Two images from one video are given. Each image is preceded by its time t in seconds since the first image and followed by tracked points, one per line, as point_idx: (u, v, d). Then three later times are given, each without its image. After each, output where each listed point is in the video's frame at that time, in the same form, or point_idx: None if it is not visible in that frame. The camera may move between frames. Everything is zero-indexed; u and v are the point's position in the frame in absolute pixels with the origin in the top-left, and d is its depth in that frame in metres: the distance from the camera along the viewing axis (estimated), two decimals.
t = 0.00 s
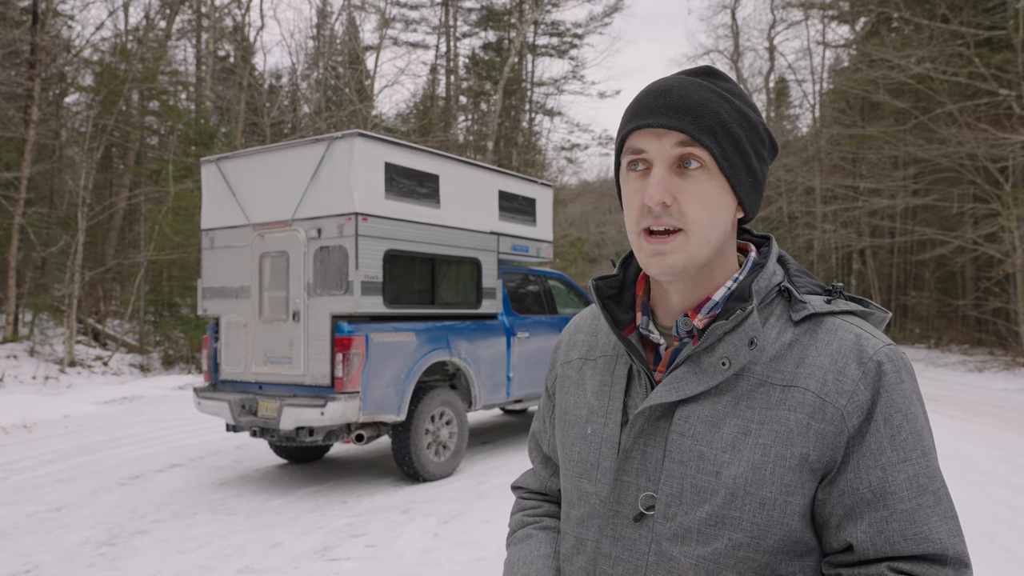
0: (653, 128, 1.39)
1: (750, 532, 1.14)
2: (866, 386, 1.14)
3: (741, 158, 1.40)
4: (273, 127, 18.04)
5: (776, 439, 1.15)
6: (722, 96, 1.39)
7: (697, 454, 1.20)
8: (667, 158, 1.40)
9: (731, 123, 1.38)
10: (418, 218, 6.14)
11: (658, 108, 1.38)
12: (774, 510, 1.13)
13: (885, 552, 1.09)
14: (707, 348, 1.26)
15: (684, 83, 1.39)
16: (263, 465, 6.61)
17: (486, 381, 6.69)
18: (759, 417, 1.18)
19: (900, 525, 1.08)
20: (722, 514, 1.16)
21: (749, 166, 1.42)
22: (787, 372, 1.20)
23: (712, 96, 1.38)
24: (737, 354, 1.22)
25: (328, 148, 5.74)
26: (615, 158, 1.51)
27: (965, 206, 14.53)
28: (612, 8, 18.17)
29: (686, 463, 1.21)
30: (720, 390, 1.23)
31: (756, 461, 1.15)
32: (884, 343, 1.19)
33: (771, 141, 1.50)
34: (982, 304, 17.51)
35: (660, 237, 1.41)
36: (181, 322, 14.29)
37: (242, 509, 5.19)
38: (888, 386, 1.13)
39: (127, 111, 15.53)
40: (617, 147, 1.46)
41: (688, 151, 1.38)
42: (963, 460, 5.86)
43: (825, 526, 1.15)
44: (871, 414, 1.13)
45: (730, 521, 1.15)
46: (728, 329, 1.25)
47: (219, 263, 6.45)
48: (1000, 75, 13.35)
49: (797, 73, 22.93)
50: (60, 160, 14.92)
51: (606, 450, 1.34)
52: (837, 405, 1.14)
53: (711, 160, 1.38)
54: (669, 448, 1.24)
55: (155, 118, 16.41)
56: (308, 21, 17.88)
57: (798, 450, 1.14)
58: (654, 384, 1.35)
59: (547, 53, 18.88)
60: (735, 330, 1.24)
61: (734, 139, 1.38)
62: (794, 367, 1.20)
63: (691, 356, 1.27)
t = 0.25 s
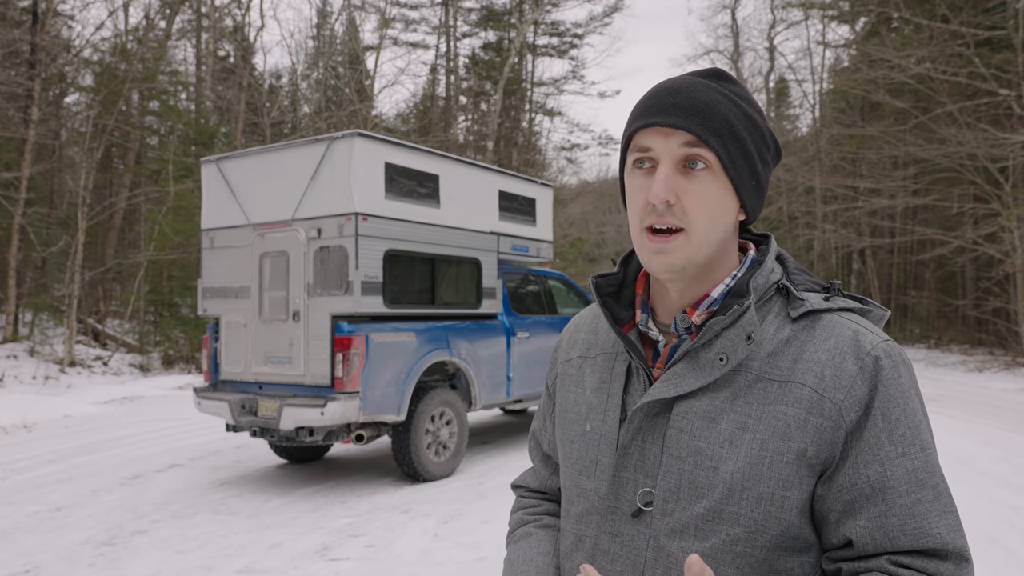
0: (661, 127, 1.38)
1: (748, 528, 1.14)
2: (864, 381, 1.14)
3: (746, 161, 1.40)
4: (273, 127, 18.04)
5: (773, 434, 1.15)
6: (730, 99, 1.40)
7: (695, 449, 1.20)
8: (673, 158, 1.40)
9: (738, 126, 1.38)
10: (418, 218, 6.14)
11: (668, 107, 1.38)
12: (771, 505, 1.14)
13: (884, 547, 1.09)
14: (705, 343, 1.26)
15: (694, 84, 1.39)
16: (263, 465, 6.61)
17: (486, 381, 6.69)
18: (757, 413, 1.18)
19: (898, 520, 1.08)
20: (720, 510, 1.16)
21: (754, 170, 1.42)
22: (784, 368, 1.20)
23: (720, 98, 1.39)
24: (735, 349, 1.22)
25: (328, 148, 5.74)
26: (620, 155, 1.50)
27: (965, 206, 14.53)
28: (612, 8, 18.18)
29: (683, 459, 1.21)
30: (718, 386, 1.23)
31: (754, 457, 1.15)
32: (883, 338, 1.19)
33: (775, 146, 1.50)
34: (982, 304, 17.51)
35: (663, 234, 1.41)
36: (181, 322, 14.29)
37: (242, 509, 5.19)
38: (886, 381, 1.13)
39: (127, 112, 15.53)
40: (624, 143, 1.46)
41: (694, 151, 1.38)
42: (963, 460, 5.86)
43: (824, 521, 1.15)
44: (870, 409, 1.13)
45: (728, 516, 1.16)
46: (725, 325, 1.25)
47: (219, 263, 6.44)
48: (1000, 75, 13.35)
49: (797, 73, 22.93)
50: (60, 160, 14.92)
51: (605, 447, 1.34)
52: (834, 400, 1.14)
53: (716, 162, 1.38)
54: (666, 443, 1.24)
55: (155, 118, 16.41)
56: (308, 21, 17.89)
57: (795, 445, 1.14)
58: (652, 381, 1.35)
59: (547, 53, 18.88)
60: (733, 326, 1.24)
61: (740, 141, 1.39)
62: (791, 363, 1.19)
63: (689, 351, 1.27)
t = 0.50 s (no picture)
0: (664, 125, 1.38)
1: (747, 527, 1.15)
2: (861, 380, 1.14)
3: (747, 160, 1.40)
4: (273, 127, 18.04)
5: (772, 434, 1.15)
6: (732, 99, 1.40)
7: (693, 449, 1.20)
8: (675, 155, 1.40)
9: (740, 126, 1.38)
10: (418, 218, 6.14)
11: (669, 105, 1.38)
12: (770, 504, 1.14)
13: (883, 545, 1.09)
14: (703, 343, 1.26)
15: (697, 83, 1.39)
16: (262, 465, 6.61)
17: (486, 381, 6.69)
18: (756, 412, 1.18)
19: (896, 518, 1.08)
20: (718, 510, 1.16)
21: (754, 170, 1.42)
22: (783, 367, 1.20)
23: (723, 98, 1.39)
24: (733, 349, 1.22)
25: (328, 148, 5.74)
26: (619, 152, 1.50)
27: (965, 206, 14.52)
28: (612, 8, 18.17)
29: (682, 459, 1.21)
30: (716, 386, 1.23)
31: (753, 456, 1.15)
32: (880, 336, 1.18)
33: (775, 146, 1.50)
34: (982, 304, 17.51)
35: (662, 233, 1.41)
36: (181, 322, 14.29)
37: (242, 509, 5.19)
38: (883, 379, 1.13)
39: (127, 111, 15.53)
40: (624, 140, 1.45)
41: (695, 150, 1.38)
42: (963, 460, 5.86)
43: (824, 520, 1.15)
44: (867, 408, 1.13)
45: (727, 516, 1.16)
46: (723, 325, 1.25)
47: (219, 263, 6.44)
48: (1000, 75, 13.34)
49: (797, 73, 22.93)
50: (60, 160, 14.92)
51: (604, 447, 1.34)
52: (832, 399, 1.14)
53: (718, 161, 1.38)
54: (665, 444, 1.24)
55: (155, 118, 16.41)
56: (308, 21, 17.88)
57: (794, 444, 1.14)
58: (651, 381, 1.35)
59: (547, 53, 18.87)
60: (730, 326, 1.24)
61: (742, 141, 1.39)
62: (790, 362, 1.19)
63: (687, 351, 1.27)
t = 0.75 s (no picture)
0: (666, 124, 1.38)
1: (746, 528, 1.14)
2: (861, 380, 1.14)
3: (746, 158, 1.41)
4: (273, 127, 18.04)
5: (771, 434, 1.16)
6: (729, 97, 1.40)
7: (693, 450, 1.20)
8: (678, 154, 1.39)
9: (740, 123, 1.39)
10: (418, 218, 6.14)
11: (672, 103, 1.38)
12: (769, 504, 1.14)
13: (880, 546, 1.09)
14: (702, 343, 1.26)
15: (695, 80, 1.38)
16: (263, 465, 6.61)
17: (486, 381, 6.69)
18: (755, 413, 1.18)
19: (895, 519, 1.08)
20: (717, 510, 1.16)
21: (752, 167, 1.43)
22: (782, 367, 1.20)
23: (722, 95, 1.39)
24: (732, 350, 1.23)
25: (328, 148, 5.74)
26: (617, 152, 1.49)
27: (964, 206, 14.53)
28: (612, 8, 18.17)
29: (681, 459, 1.21)
30: (714, 386, 1.23)
31: (751, 457, 1.16)
32: (879, 336, 1.18)
33: (768, 144, 1.52)
34: (982, 304, 17.51)
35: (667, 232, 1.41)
36: (181, 322, 14.30)
37: (242, 509, 5.19)
38: (883, 380, 1.13)
39: (127, 111, 15.52)
40: (625, 140, 1.44)
41: (699, 148, 1.38)
42: (963, 460, 5.86)
43: (823, 521, 1.15)
44: (866, 409, 1.13)
45: (725, 517, 1.16)
46: (722, 325, 1.25)
47: (218, 263, 6.44)
48: (1000, 75, 13.34)
49: (797, 73, 22.93)
50: (60, 160, 14.92)
51: (603, 448, 1.35)
52: (831, 400, 1.14)
53: (721, 159, 1.38)
54: (664, 444, 1.24)
55: (154, 118, 16.40)
56: (308, 21, 17.88)
57: (793, 445, 1.14)
58: (650, 382, 1.35)
59: (547, 53, 18.87)
60: (729, 326, 1.25)
61: (743, 138, 1.39)
62: (789, 363, 1.20)
63: (686, 352, 1.27)
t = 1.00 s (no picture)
0: (660, 127, 1.38)
1: (743, 528, 1.14)
2: (856, 379, 1.14)
3: (738, 158, 1.42)
4: (273, 127, 18.05)
5: (766, 434, 1.15)
6: (721, 98, 1.41)
7: (688, 450, 1.20)
8: (673, 156, 1.39)
9: (732, 124, 1.39)
10: (418, 218, 6.14)
11: (665, 105, 1.37)
12: (764, 505, 1.13)
13: (884, 545, 1.09)
14: (695, 343, 1.26)
15: (687, 82, 1.38)
16: (263, 465, 6.61)
17: (485, 381, 6.69)
18: (749, 413, 1.18)
19: (896, 517, 1.08)
20: (714, 511, 1.16)
21: (745, 166, 1.43)
22: (775, 367, 1.20)
23: (713, 96, 1.39)
24: (724, 349, 1.23)
25: (328, 148, 5.74)
26: (609, 154, 1.48)
27: (964, 206, 14.53)
28: (612, 8, 18.17)
29: (677, 460, 1.21)
30: (708, 386, 1.23)
31: (746, 457, 1.16)
32: (873, 335, 1.18)
33: (759, 143, 1.52)
34: (982, 304, 17.51)
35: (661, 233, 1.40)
36: (181, 322, 14.30)
37: (242, 509, 5.19)
38: (878, 379, 1.13)
39: (127, 111, 15.53)
40: (618, 142, 1.44)
41: (693, 150, 1.39)
42: (963, 460, 5.86)
43: (823, 522, 1.15)
44: (864, 408, 1.13)
45: (721, 517, 1.15)
46: (714, 325, 1.25)
47: (219, 263, 6.45)
48: (1000, 75, 13.34)
49: (797, 73, 22.93)
50: (60, 160, 14.92)
51: (598, 448, 1.35)
52: (826, 399, 1.14)
53: (715, 160, 1.39)
54: (660, 445, 1.24)
55: (154, 118, 16.41)
56: (308, 21, 17.90)
57: (788, 445, 1.14)
58: (644, 382, 1.35)
59: (547, 53, 18.87)
60: (722, 325, 1.25)
61: (734, 138, 1.40)
62: (783, 362, 1.19)
63: (680, 352, 1.27)
